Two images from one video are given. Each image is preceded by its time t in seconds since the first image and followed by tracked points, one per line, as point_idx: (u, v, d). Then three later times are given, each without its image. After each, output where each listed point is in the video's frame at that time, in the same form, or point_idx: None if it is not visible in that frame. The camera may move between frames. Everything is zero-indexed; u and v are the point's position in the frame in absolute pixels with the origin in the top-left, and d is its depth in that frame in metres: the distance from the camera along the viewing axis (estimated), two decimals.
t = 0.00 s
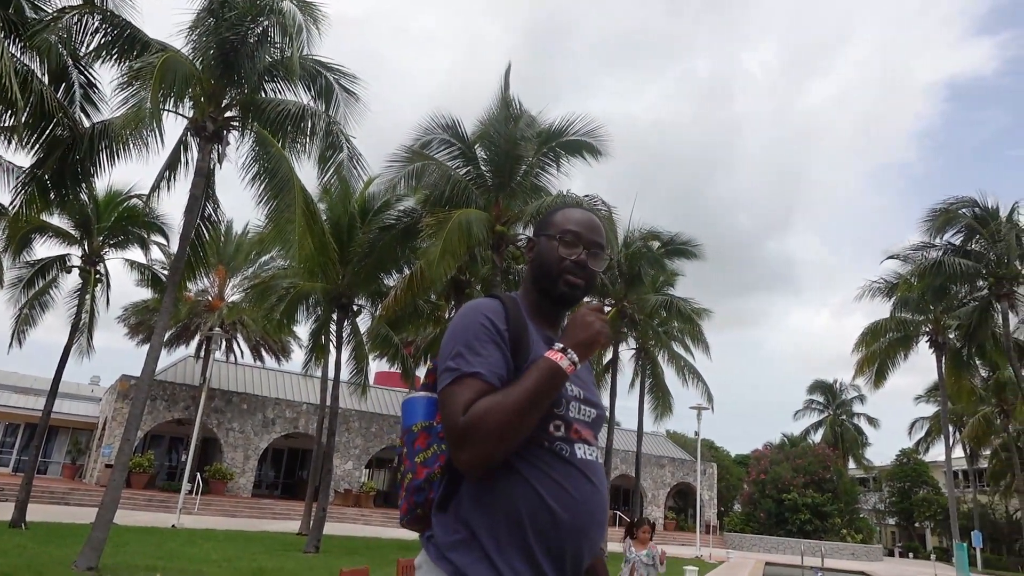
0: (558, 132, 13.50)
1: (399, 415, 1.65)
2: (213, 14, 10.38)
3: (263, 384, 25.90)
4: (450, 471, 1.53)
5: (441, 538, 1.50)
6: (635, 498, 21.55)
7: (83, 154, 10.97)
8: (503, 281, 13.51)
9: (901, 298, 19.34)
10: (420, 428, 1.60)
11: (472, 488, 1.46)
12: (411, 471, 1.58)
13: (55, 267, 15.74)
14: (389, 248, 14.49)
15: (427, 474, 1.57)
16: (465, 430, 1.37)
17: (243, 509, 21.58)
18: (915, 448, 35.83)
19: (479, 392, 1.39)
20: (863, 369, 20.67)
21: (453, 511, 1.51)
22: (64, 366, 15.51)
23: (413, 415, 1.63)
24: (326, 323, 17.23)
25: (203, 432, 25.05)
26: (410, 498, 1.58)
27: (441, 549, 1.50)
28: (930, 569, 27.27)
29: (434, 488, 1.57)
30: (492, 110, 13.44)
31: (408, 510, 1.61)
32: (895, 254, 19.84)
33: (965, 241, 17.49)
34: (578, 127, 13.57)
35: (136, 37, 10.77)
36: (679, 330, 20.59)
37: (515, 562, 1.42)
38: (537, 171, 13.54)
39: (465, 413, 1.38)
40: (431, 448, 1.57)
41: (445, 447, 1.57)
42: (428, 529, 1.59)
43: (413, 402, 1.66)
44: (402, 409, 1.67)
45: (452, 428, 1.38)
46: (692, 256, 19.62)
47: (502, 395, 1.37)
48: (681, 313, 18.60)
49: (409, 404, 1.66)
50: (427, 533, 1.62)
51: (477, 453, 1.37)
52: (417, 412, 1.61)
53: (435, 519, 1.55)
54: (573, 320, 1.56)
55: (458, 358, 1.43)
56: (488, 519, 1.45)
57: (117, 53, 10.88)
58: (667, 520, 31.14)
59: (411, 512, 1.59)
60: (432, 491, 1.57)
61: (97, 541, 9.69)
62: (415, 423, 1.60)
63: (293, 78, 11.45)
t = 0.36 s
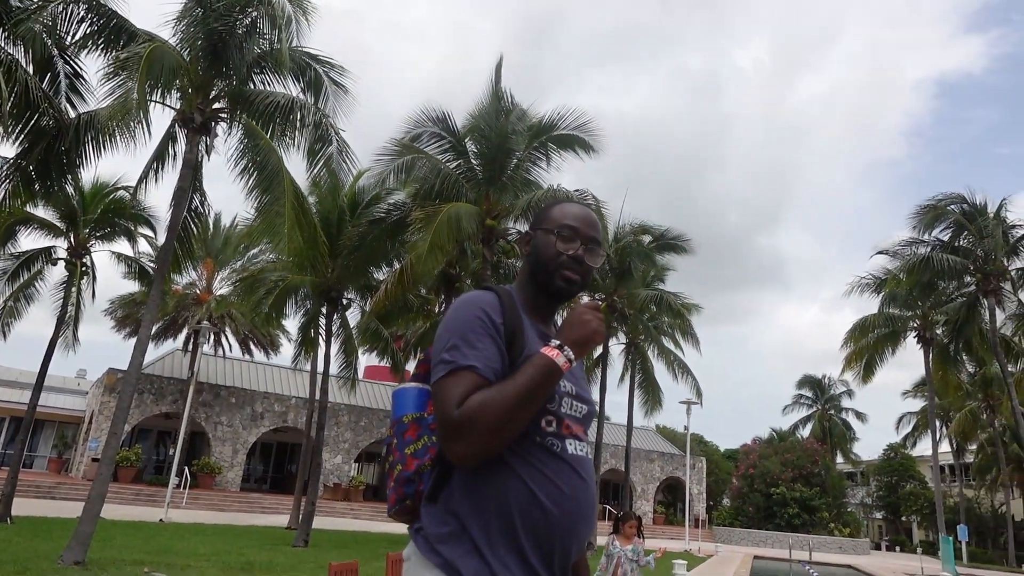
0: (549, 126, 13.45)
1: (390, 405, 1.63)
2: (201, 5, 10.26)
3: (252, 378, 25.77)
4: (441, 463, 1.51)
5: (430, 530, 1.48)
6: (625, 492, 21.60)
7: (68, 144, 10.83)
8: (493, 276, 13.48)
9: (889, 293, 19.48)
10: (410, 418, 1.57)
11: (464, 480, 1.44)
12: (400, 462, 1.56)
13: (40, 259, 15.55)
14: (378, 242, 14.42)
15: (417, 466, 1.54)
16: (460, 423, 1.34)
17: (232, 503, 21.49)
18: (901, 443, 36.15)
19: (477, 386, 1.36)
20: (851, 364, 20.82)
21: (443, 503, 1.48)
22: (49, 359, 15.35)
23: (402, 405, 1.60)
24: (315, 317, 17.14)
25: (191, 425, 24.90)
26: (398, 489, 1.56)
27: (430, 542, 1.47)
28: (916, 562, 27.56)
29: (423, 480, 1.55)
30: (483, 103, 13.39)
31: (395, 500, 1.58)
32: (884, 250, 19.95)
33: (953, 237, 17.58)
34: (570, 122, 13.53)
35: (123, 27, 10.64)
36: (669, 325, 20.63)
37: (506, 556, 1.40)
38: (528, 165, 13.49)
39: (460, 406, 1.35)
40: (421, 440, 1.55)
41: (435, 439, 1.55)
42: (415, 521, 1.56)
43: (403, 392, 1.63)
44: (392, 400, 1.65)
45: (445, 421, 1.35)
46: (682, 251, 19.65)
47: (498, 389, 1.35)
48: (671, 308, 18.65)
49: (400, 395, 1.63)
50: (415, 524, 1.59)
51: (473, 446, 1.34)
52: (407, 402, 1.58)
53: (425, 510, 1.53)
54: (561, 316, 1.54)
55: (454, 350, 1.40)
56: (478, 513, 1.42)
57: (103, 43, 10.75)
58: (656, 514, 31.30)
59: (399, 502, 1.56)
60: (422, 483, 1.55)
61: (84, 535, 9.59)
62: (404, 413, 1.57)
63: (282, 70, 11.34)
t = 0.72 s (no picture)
0: (542, 122, 13.42)
1: (386, 403, 1.61)
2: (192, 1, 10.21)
3: (245, 376, 25.69)
4: (441, 462, 1.50)
5: (430, 528, 1.46)
6: (620, 488, 21.64)
7: (59, 141, 10.74)
8: (487, 272, 13.47)
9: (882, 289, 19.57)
10: (408, 417, 1.55)
11: (464, 479, 1.42)
12: (399, 460, 1.54)
13: (30, 257, 15.43)
14: (371, 239, 14.35)
15: (415, 464, 1.53)
16: (463, 422, 1.32)
17: (226, 501, 21.43)
18: (895, 437, 36.33)
19: (480, 387, 1.34)
20: (844, 359, 20.89)
21: (442, 502, 1.47)
22: (41, 357, 15.25)
23: (399, 403, 1.59)
24: (309, 314, 17.07)
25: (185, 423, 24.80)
26: (396, 487, 1.55)
27: (430, 541, 1.45)
28: (909, 557, 27.70)
29: (422, 478, 1.53)
30: (477, 100, 13.34)
31: (393, 498, 1.56)
32: (877, 245, 20.02)
33: (946, 233, 17.65)
34: (564, 118, 13.48)
35: (114, 23, 10.57)
36: (663, 321, 20.64)
37: (507, 554, 1.39)
38: (522, 161, 13.46)
39: (465, 405, 1.32)
40: (419, 438, 1.54)
41: (434, 436, 1.53)
42: (415, 520, 1.54)
43: (398, 390, 1.62)
44: (388, 398, 1.64)
45: (449, 421, 1.33)
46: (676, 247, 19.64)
47: (502, 387, 1.33)
48: (665, 304, 18.67)
49: (395, 394, 1.62)
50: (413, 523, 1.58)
51: (477, 446, 1.32)
52: (404, 401, 1.57)
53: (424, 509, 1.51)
54: (563, 314, 1.52)
55: (455, 349, 1.38)
56: (479, 511, 1.41)
57: (93, 40, 10.66)
58: (650, 509, 31.38)
59: (397, 501, 1.55)
60: (421, 481, 1.53)
61: (77, 534, 9.53)
62: (402, 412, 1.55)
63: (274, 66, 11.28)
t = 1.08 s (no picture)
0: (538, 120, 13.39)
1: (378, 405, 1.56)
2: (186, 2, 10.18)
3: (244, 377, 25.64)
4: (441, 466, 1.47)
5: (429, 533, 1.44)
6: (620, 485, 21.65)
7: (54, 144, 10.68)
8: (485, 271, 13.45)
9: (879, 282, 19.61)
10: (402, 419, 1.52)
11: (468, 483, 1.40)
12: (395, 464, 1.50)
13: (26, 261, 15.37)
14: (369, 238, 14.31)
15: (413, 468, 1.48)
16: (482, 432, 1.30)
17: (226, 502, 21.39)
18: (894, 431, 36.38)
19: (495, 394, 1.33)
20: (843, 353, 20.92)
21: (443, 504, 1.44)
22: (38, 361, 15.20)
23: (392, 405, 1.54)
24: (306, 314, 17.04)
25: (183, 425, 24.75)
26: (393, 491, 1.50)
27: (429, 543, 1.44)
28: (909, 549, 27.80)
29: (420, 480, 1.50)
30: (472, 98, 13.31)
31: (389, 501, 1.52)
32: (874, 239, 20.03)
33: (943, 226, 17.65)
34: (560, 115, 13.46)
35: (107, 24, 10.50)
36: (662, 317, 20.63)
37: (511, 557, 1.38)
38: (519, 159, 13.45)
39: (483, 413, 1.31)
40: (415, 440, 1.49)
41: (430, 438, 1.50)
42: (412, 521, 1.52)
43: (391, 391, 1.56)
44: (380, 399, 1.58)
45: (465, 429, 1.31)
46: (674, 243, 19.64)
47: (520, 396, 1.32)
48: (663, 300, 18.66)
49: (387, 396, 1.57)
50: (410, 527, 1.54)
51: (492, 453, 1.31)
52: (397, 402, 1.53)
53: (424, 514, 1.48)
54: (587, 325, 1.55)
55: (469, 354, 1.35)
56: (482, 516, 1.39)
57: (87, 42, 10.59)
58: (650, 505, 31.43)
59: (394, 505, 1.51)
60: (420, 484, 1.49)
61: (77, 538, 9.50)
62: (395, 414, 1.52)
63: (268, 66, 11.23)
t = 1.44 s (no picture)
0: (535, 123, 13.42)
1: (376, 406, 1.54)
2: (182, 9, 10.18)
3: (243, 384, 25.61)
4: (456, 468, 1.47)
5: (443, 538, 1.44)
6: (621, 487, 21.64)
7: (51, 153, 10.68)
8: (483, 274, 13.47)
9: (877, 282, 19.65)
10: (406, 418, 1.51)
11: (489, 485, 1.41)
12: (403, 466, 1.46)
13: (25, 269, 15.35)
14: (367, 243, 14.31)
15: (423, 470, 1.46)
16: (530, 430, 1.33)
17: (227, 509, 21.35)
18: (894, 430, 36.38)
19: (536, 394, 1.37)
20: (842, 353, 20.95)
21: (458, 507, 1.45)
22: (37, 369, 15.19)
23: (391, 408, 1.53)
24: (305, 320, 17.03)
25: (183, 432, 24.72)
26: (399, 494, 1.46)
27: (443, 550, 1.43)
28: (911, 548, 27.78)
29: (431, 483, 1.47)
30: (469, 102, 13.31)
31: (388, 503, 1.48)
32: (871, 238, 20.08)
33: (939, 225, 17.68)
34: (556, 118, 13.48)
35: (104, 33, 10.50)
36: (661, 319, 20.64)
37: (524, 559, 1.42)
38: (516, 162, 13.47)
39: (530, 411, 1.34)
40: (422, 440, 1.48)
41: (439, 439, 1.49)
42: (415, 526, 1.51)
43: (390, 393, 1.55)
44: (376, 400, 1.57)
45: (512, 427, 1.32)
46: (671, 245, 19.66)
47: (557, 396, 1.38)
48: (661, 301, 18.67)
49: (388, 398, 1.55)
50: (410, 531, 1.52)
51: (532, 451, 1.34)
52: (397, 403, 1.53)
53: (436, 517, 1.47)
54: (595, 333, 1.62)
55: (510, 350, 1.36)
56: (500, 519, 1.42)
57: (84, 50, 10.60)
58: (652, 507, 31.42)
59: (396, 509, 1.47)
60: (431, 487, 1.47)
61: (78, 546, 9.48)
62: (399, 414, 1.51)
63: (265, 72, 11.26)
